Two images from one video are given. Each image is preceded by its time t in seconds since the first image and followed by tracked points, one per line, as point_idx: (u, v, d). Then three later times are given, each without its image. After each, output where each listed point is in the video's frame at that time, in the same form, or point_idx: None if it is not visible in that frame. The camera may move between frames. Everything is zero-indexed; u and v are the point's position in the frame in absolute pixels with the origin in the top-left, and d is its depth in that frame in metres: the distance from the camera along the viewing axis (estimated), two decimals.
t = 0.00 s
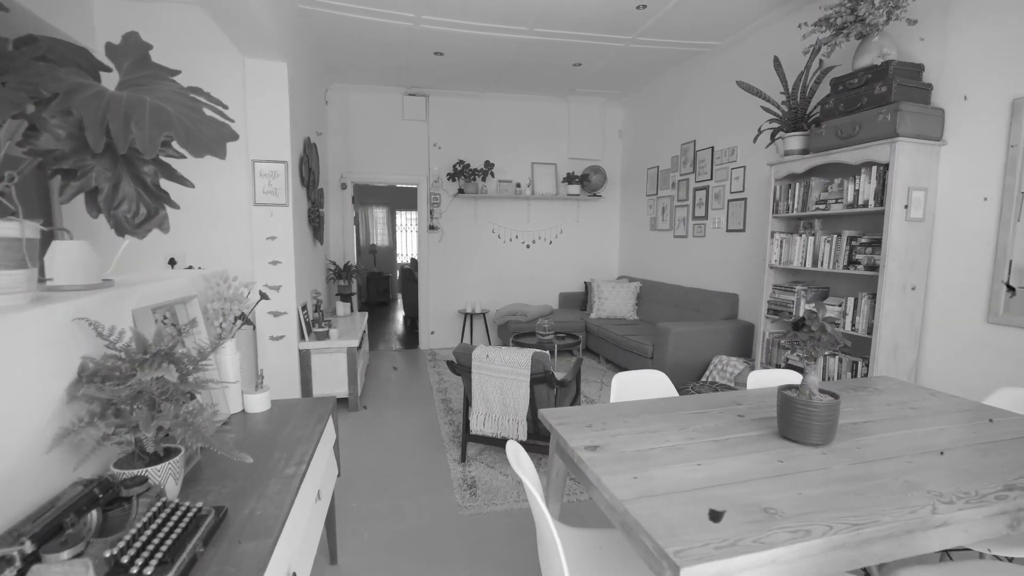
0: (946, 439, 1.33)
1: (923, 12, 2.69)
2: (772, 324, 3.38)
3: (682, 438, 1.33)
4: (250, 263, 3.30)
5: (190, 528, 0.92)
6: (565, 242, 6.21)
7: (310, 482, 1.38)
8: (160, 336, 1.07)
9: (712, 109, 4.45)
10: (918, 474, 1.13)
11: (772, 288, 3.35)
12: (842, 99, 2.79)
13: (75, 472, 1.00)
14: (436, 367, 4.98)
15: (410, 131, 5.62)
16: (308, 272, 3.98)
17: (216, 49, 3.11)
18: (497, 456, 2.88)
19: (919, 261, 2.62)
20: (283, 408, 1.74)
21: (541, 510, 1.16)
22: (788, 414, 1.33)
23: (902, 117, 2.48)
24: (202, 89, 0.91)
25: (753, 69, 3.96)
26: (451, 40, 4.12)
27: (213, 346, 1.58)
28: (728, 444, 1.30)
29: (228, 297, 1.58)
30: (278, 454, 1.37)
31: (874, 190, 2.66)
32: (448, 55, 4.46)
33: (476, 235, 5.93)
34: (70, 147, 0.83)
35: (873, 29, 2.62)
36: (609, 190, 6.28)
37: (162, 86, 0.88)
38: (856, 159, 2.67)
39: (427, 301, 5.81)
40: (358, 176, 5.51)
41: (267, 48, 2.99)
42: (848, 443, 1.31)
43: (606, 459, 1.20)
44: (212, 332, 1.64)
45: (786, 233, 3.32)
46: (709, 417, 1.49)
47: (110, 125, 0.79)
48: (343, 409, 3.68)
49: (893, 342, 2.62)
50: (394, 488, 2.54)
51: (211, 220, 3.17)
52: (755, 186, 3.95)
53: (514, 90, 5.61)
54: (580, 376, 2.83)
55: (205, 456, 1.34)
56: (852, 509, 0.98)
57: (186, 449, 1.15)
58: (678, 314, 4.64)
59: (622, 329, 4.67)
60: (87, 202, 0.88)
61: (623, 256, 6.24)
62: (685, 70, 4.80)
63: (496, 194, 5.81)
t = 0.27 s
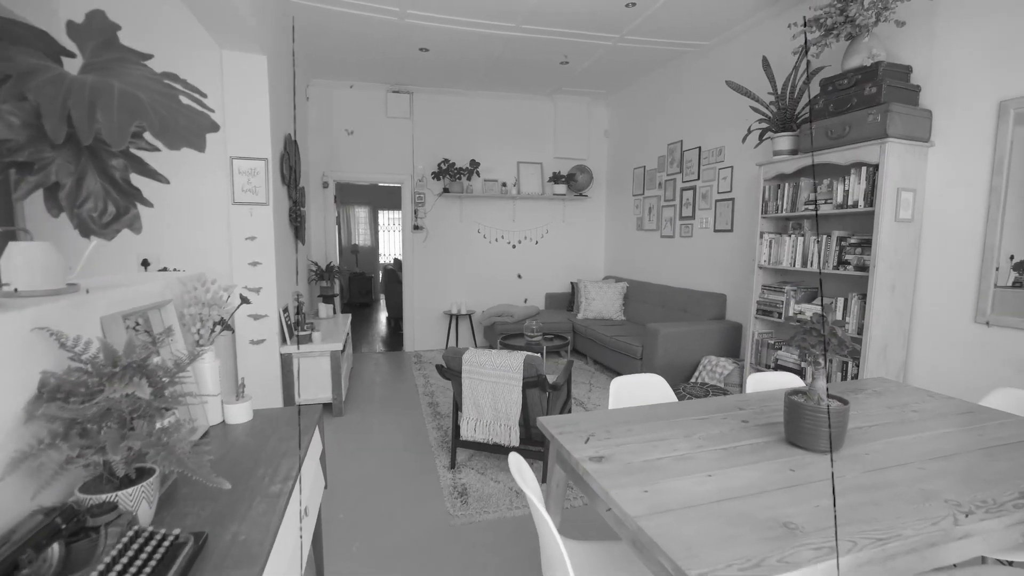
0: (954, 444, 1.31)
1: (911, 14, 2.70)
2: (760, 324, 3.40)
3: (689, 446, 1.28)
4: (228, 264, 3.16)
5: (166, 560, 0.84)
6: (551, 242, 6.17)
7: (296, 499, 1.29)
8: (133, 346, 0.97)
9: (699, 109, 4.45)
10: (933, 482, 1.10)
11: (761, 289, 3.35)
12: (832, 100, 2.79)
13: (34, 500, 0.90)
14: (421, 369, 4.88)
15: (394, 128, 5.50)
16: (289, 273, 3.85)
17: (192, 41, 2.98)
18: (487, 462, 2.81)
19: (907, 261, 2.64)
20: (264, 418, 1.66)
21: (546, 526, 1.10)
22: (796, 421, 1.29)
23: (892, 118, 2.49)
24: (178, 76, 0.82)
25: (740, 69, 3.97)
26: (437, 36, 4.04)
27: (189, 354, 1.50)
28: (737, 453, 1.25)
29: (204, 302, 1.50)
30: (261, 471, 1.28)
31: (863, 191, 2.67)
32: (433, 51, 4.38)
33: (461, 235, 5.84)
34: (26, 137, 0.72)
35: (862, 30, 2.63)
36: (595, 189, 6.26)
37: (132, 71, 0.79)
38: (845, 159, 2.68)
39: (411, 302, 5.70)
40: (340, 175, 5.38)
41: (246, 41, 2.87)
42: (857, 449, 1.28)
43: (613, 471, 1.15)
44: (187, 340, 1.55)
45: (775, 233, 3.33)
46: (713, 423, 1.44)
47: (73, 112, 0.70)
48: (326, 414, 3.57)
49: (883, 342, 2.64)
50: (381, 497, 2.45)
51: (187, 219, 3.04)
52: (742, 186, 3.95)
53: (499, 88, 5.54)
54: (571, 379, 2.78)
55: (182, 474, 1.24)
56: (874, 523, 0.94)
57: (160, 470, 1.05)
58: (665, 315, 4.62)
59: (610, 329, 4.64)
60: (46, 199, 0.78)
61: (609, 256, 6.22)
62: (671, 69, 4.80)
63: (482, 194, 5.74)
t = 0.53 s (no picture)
0: (973, 457, 1.27)
1: (908, 15, 2.69)
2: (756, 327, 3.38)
3: (704, 463, 1.22)
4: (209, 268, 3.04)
5: None
6: (542, 243, 6.11)
7: (288, 524, 1.21)
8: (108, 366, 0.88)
9: (691, 109, 4.42)
10: (961, 500, 1.05)
11: (756, 290, 3.33)
12: (829, 100, 2.76)
13: None
14: (411, 373, 4.78)
15: (381, 128, 5.39)
16: (275, 276, 3.73)
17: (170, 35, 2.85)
18: (483, 470, 2.73)
19: (905, 262, 2.63)
20: (250, 433, 1.57)
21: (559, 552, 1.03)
22: (813, 434, 1.24)
23: (890, 119, 2.47)
24: (155, 68, 0.74)
25: (733, 69, 3.94)
26: (427, 33, 3.95)
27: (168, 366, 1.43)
28: (754, 469, 1.20)
29: (184, 311, 1.40)
30: (249, 495, 1.19)
31: (861, 192, 2.65)
32: (422, 49, 4.28)
33: (451, 236, 5.75)
34: None
35: (860, 30, 2.61)
36: (585, 190, 6.21)
37: (103, 62, 0.70)
38: (843, 161, 2.66)
39: (400, 304, 5.59)
40: (326, 175, 5.25)
41: (228, 35, 2.75)
42: (876, 464, 1.23)
43: (628, 492, 1.08)
44: (168, 352, 1.46)
45: (770, 235, 3.31)
46: (724, 436, 1.38)
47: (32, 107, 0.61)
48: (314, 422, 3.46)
49: (881, 345, 2.62)
50: (373, 511, 2.36)
51: (168, 221, 2.90)
52: (736, 187, 3.93)
53: (489, 87, 5.46)
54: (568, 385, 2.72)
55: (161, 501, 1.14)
56: (909, 548, 0.89)
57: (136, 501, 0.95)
58: (658, 316, 4.59)
59: (603, 331, 4.59)
60: None
61: (600, 256, 6.18)
62: (663, 69, 4.77)
63: (471, 194, 5.65)
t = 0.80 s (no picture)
0: (1005, 472, 1.21)
1: (910, 14, 2.66)
2: (755, 330, 3.34)
3: (727, 482, 1.15)
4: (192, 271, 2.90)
5: None
6: (534, 243, 6.03)
7: (279, 557, 1.11)
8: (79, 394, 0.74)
9: (687, 109, 4.37)
10: (1002, 522, 0.99)
11: (755, 293, 3.29)
12: (830, 100, 2.72)
13: None
14: (402, 377, 4.66)
15: (370, 126, 5.26)
16: (261, 279, 3.59)
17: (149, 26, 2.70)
18: (480, 480, 2.64)
19: (907, 265, 2.60)
20: (236, 451, 1.47)
21: None
22: (840, 449, 1.18)
23: (894, 119, 2.44)
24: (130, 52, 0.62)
25: (730, 69, 3.90)
26: (418, 29, 3.84)
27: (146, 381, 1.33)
28: (782, 489, 1.13)
29: (165, 321, 1.31)
30: (236, 526, 1.08)
31: (864, 194, 2.62)
32: (413, 45, 4.17)
33: (442, 237, 5.64)
34: None
35: (863, 28, 2.57)
36: (578, 190, 6.14)
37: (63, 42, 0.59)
38: (846, 161, 2.62)
39: (390, 306, 5.46)
40: (313, 174, 5.10)
41: (210, 28, 2.62)
42: (906, 480, 1.17)
43: (652, 519, 1.00)
44: (146, 366, 1.36)
45: (770, 237, 3.27)
46: (744, 451, 1.31)
47: None
48: (302, 430, 3.34)
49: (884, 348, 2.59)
50: (367, 526, 2.25)
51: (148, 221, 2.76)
52: (732, 188, 3.89)
53: (481, 85, 5.36)
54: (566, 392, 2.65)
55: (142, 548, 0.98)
56: None
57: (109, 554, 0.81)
58: (653, 318, 4.53)
59: (598, 334, 4.53)
60: None
61: (592, 257, 6.12)
62: (657, 69, 4.72)
63: (462, 194, 5.55)
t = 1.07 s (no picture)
0: None
1: (914, 12, 2.62)
2: (755, 332, 3.29)
3: (753, 503, 1.08)
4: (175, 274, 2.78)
5: None
6: (528, 244, 5.94)
7: None
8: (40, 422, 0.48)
9: (684, 108, 4.32)
10: None
11: (755, 295, 3.24)
12: (834, 99, 2.67)
13: None
14: (394, 381, 4.55)
15: (361, 124, 5.14)
16: (248, 282, 3.46)
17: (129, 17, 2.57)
18: (477, 490, 2.55)
19: (912, 267, 2.56)
20: (221, 470, 1.37)
21: None
22: (870, 467, 1.10)
23: (901, 118, 2.39)
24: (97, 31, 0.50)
25: (728, 67, 3.85)
26: (410, 24, 3.74)
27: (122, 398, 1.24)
28: (812, 511, 1.05)
29: (143, 332, 1.21)
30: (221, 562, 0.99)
31: (869, 194, 2.57)
32: (405, 41, 4.07)
33: (434, 237, 5.53)
34: None
35: (867, 26, 2.52)
36: (572, 189, 6.07)
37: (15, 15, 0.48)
38: (850, 161, 2.57)
39: (381, 308, 5.35)
40: (302, 173, 4.97)
41: (194, 19, 2.50)
42: (939, 497, 1.11)
43: (679, 548, 0.92)
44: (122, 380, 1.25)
45: (770, 238, 3.22)
46: (765, 468, 1.24)
47: None
48: (292, 438, 3.22)
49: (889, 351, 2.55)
50: (361, 541, 2.15)
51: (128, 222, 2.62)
52: (731, 189, 3.85)
53: (474, 83, 5.27)
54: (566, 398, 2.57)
55: None
56: None
57: None
58: (650, 320, 4.47)
59: (594, 336, 4.46)
60: None
61: (587, 258, 6.05)
62: (653, 68, 4.66)
63: (455, 194, 5.45)
